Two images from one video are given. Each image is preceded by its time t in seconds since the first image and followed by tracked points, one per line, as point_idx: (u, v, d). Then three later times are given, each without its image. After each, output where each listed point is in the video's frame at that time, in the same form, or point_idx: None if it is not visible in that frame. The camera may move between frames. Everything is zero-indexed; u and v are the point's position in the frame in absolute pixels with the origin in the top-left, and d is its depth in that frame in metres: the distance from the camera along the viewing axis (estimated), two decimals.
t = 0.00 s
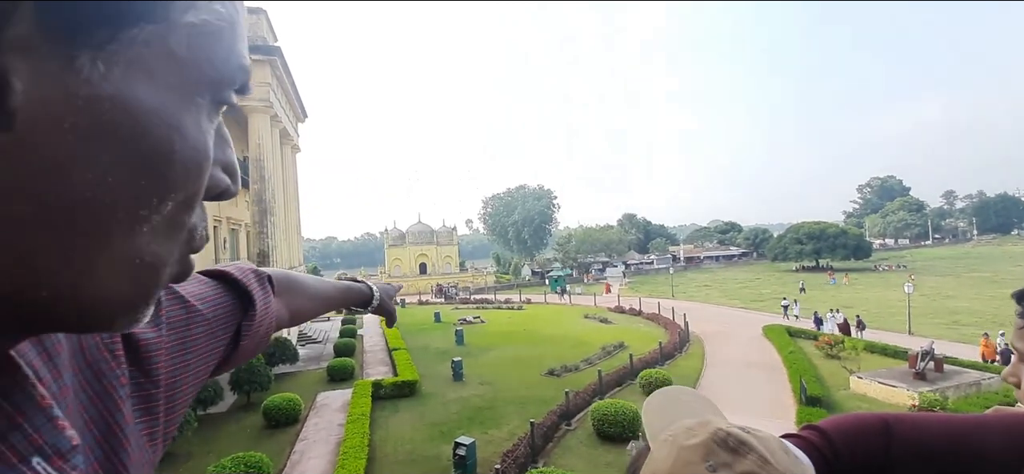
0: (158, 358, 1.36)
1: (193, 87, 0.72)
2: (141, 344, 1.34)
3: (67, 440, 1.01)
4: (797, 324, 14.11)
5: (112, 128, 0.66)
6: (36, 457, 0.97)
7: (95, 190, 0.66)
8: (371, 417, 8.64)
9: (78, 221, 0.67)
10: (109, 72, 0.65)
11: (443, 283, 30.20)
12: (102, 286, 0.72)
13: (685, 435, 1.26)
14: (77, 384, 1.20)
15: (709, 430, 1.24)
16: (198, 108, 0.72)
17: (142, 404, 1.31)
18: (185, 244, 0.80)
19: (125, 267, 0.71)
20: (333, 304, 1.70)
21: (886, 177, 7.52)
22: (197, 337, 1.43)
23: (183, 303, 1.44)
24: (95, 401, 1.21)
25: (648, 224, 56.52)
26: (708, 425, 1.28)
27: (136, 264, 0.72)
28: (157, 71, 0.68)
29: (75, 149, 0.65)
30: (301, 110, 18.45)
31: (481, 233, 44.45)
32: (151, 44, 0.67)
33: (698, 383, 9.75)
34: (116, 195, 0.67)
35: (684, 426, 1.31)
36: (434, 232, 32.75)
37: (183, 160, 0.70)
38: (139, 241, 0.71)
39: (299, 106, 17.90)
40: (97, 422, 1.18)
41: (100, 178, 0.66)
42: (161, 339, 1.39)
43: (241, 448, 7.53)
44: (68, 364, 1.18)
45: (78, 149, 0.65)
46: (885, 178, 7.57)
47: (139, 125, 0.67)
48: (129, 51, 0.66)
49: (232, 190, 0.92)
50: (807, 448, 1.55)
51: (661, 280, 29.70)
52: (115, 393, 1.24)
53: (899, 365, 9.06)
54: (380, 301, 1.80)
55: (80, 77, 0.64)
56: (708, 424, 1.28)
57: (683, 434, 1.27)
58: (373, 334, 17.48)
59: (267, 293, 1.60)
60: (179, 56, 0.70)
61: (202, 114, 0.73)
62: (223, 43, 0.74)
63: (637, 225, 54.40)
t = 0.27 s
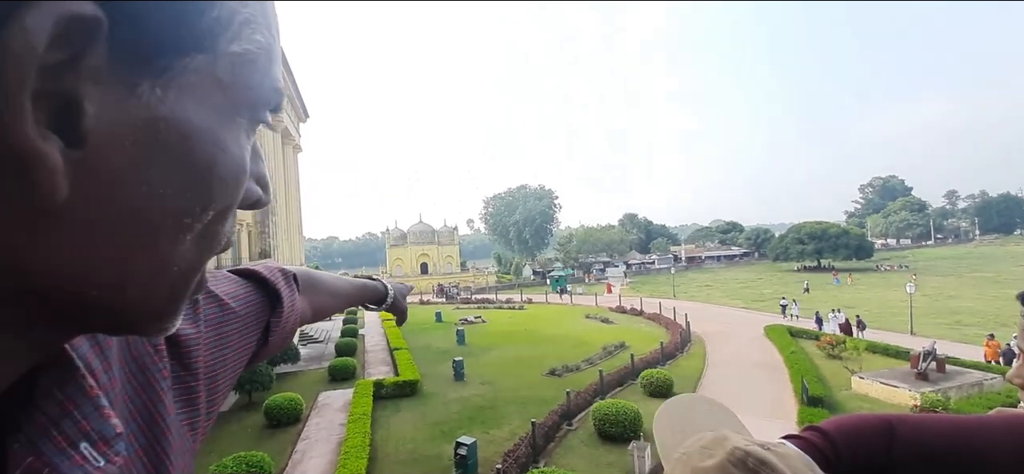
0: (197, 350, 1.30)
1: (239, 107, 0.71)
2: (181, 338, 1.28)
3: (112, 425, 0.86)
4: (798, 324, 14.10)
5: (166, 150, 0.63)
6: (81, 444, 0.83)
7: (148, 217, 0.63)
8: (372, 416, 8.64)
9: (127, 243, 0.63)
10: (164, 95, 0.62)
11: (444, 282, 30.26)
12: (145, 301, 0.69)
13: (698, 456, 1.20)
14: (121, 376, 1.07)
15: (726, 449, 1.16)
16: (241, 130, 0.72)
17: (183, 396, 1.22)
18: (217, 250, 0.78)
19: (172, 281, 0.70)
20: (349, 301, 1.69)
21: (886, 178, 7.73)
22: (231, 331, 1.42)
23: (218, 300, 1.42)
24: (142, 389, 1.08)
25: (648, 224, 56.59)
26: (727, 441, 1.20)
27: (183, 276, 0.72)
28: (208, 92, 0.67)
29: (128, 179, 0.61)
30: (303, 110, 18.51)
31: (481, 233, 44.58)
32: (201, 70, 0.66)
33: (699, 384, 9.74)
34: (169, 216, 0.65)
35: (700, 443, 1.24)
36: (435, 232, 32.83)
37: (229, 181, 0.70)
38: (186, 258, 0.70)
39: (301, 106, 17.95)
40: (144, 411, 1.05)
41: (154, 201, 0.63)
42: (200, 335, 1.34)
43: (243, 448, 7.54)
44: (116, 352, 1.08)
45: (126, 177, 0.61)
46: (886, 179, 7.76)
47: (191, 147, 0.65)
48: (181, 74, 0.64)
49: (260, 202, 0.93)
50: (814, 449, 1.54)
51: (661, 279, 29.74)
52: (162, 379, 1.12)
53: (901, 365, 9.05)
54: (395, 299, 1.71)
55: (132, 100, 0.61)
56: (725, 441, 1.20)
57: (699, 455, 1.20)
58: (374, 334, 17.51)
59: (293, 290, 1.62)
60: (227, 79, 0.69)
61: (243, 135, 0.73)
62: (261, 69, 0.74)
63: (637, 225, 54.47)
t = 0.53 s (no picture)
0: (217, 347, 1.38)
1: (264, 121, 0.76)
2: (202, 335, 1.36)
3: (140, 418, 0.93)
4: (798, 325, 14.09)
5: (201, 163, 0.66)
6: (113, 433, 0.90)
7: (185, 225, 0.67)
8: (373, 416, 8.65)
9: (161, 250, 0.67)
10: (199, 112, 0.67)
11: (444, 282, 30.23)
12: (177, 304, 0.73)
13: None
14: (150, 370, 1.20)
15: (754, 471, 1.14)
16: (266, 145, 0.77)
17: (203, 389, 1.31)
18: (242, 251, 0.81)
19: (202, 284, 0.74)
20: (359, 297, 1.80)
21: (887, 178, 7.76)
22: (250, 329, 1.49)
23: (237, 299, 1.49)
24: (167, 383, 1.22)
25: (649, 224, 56.56)
26: (758, 460, 1.18)
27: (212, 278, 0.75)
28: (238, 108, 0.71)
29: (166, 188, 0.65)
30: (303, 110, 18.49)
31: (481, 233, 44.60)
32: (231, 90, 0.70)
33: (699, 384, 9.74)
34: (202, 225, 0.69)
35: (727, 461, 1.22)
36: (435, 232, 32.78)
37: (254, 191, 0.74)
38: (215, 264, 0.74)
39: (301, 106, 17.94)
40: (169, 404, 1.20)
41: (190, 208, 0.67)
42: (220, 332, 1.41)
43: (243, 447, 7.54)
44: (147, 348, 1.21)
45: (163, 188, 0.65)
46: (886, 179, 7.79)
47: (223, 159, 0.68)
48: (213, 91, 0.69)
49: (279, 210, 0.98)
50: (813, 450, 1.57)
51: (662, 279, 29.72)
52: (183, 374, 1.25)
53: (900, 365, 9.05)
54: (399, 298, 1.87)
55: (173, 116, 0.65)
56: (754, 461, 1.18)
57: None
58: (374, 334, 17.51)
59: (307, 289, 1.67)
60: (255, 97, 0.74)
61: (267, 150, 0.77)
62: (283, 89, 0.80)
63: (637, 225, 54.43)
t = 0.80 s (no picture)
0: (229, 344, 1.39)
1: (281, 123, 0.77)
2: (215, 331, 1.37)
3: (158, 410, 0.99)
4: (796, 324, 14.12)
5: (225, 164, 0.67)
6: (133, 424, 0.95)
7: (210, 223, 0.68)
8: (372, 416, 8.65)
9: (186, 247, 0.67)
10: (222, 116, 0.67)
11: (443, 282, 30.25)
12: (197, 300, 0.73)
13: None
14: (166, 365, 1.24)
15: None
16: (283, 145, 0.78)
17: (215, 384, 1.33)
18: (258, 251, 0.82)
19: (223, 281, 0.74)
20: (364, 296, 1.81)
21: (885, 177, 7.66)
22: (260, 326, 1.50)
23: (247, 297, 1.49)
24: (182, 378, 1.24)
25: (648, 224, 56.60)
26: None
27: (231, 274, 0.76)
28: (257, 110, 0.72)
29: (195, 188, 0.65)
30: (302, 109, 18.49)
31: (481, 232, 44.64)
32: (251, 95, 0.71)
33: (698, 384, 9.76)
34: (226, 223, 0.70)
35: None
36: (434, 232, 32.80)
37: (274, 190, 0.75)
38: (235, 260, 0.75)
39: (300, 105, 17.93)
40: (183, 399, 1.22)
41: (215, 206, 0.67)
42: (232, 329, 1.42)
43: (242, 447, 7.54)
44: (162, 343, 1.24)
45: (191, 187, 0.65)
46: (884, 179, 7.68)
47: (246, 158, 0.69)
48: (234, 93, 0.69)
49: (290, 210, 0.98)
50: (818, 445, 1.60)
51: (661, 280, 29.75)
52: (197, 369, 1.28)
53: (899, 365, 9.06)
54: (404, 296, 1.89)
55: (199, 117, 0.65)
56: None
57: None
58: (373, 334, 17.51)
59: (314, 287, 1.68)
60: (272, 100, 0.75)
61: (284, 150, 0.78)
62: (298, 95, 0.80)
63: (636, 225, 54.55)
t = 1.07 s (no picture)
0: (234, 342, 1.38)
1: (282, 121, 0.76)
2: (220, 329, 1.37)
3: (163, 407, 0.98)
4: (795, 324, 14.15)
5: (226, 163, 0.67)
6: (139, 419, 0.95)
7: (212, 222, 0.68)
8: (371, 416, 8.64)
9: (187, 244, 0.67)
10: (224, 114, 0.67)
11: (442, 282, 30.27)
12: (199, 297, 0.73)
13: None
14: (171, 364, 1.23)
15: None
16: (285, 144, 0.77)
17: (220, 382, 1.33)
18: (262, 250, 0.81)
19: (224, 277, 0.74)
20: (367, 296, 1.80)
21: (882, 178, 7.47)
22: (263, 325, 1.50)
23: (251, 296, 1.49)
24: (187, 375, 1.24)
25: (647, 224, 56.66)
26: None
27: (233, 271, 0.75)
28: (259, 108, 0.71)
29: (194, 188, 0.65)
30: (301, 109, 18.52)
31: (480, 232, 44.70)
32: (253, 94, 0.71)
33: (697, 383, 9.78)
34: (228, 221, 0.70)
35: None
36: (433, 232, 32.84)
37: (276, 188, 0.74)
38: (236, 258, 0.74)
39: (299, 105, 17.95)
40: (187, 396, 1.21)
41: (216, 205, 0.67)
42: (236, 327, 1.42)
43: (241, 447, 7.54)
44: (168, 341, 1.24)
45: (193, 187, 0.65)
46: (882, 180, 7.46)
47: (248, 156, 0.69)
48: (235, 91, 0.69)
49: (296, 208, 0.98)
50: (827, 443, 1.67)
51: (660, 279, 29.76)
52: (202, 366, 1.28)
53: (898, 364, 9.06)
54: (405, 295, 1.87)
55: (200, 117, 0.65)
56: None
57: None
58: (372, 333, 17.51)
59: (317, 287, 1.68)
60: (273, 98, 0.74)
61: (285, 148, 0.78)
62: (301, 94, 0.79)
63: (635, 225, 54.62)
